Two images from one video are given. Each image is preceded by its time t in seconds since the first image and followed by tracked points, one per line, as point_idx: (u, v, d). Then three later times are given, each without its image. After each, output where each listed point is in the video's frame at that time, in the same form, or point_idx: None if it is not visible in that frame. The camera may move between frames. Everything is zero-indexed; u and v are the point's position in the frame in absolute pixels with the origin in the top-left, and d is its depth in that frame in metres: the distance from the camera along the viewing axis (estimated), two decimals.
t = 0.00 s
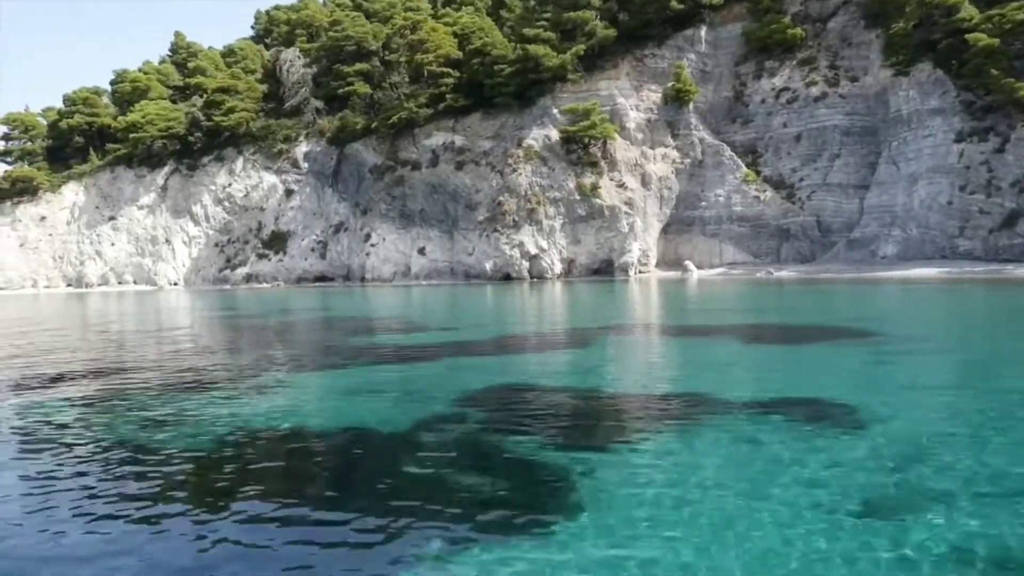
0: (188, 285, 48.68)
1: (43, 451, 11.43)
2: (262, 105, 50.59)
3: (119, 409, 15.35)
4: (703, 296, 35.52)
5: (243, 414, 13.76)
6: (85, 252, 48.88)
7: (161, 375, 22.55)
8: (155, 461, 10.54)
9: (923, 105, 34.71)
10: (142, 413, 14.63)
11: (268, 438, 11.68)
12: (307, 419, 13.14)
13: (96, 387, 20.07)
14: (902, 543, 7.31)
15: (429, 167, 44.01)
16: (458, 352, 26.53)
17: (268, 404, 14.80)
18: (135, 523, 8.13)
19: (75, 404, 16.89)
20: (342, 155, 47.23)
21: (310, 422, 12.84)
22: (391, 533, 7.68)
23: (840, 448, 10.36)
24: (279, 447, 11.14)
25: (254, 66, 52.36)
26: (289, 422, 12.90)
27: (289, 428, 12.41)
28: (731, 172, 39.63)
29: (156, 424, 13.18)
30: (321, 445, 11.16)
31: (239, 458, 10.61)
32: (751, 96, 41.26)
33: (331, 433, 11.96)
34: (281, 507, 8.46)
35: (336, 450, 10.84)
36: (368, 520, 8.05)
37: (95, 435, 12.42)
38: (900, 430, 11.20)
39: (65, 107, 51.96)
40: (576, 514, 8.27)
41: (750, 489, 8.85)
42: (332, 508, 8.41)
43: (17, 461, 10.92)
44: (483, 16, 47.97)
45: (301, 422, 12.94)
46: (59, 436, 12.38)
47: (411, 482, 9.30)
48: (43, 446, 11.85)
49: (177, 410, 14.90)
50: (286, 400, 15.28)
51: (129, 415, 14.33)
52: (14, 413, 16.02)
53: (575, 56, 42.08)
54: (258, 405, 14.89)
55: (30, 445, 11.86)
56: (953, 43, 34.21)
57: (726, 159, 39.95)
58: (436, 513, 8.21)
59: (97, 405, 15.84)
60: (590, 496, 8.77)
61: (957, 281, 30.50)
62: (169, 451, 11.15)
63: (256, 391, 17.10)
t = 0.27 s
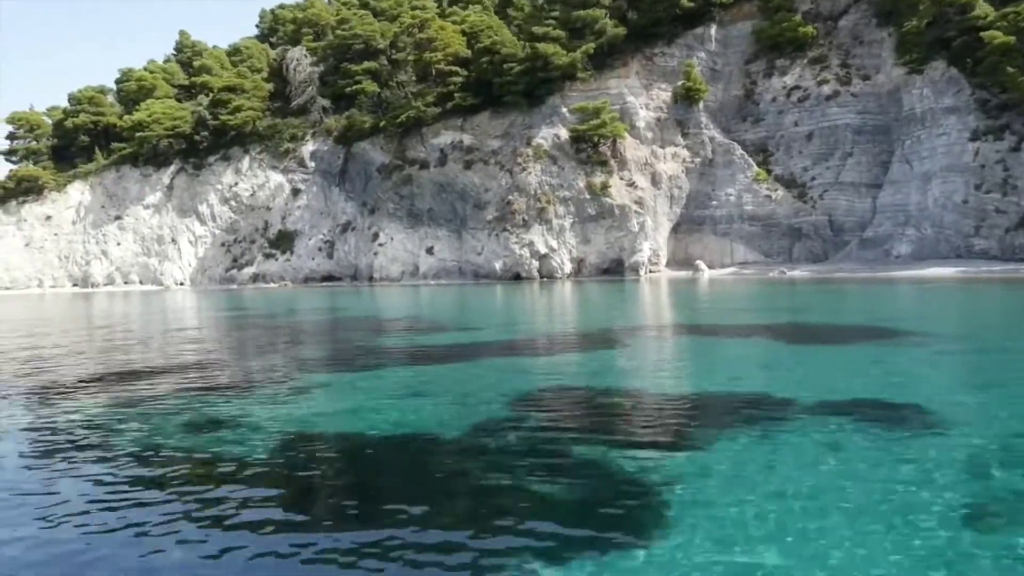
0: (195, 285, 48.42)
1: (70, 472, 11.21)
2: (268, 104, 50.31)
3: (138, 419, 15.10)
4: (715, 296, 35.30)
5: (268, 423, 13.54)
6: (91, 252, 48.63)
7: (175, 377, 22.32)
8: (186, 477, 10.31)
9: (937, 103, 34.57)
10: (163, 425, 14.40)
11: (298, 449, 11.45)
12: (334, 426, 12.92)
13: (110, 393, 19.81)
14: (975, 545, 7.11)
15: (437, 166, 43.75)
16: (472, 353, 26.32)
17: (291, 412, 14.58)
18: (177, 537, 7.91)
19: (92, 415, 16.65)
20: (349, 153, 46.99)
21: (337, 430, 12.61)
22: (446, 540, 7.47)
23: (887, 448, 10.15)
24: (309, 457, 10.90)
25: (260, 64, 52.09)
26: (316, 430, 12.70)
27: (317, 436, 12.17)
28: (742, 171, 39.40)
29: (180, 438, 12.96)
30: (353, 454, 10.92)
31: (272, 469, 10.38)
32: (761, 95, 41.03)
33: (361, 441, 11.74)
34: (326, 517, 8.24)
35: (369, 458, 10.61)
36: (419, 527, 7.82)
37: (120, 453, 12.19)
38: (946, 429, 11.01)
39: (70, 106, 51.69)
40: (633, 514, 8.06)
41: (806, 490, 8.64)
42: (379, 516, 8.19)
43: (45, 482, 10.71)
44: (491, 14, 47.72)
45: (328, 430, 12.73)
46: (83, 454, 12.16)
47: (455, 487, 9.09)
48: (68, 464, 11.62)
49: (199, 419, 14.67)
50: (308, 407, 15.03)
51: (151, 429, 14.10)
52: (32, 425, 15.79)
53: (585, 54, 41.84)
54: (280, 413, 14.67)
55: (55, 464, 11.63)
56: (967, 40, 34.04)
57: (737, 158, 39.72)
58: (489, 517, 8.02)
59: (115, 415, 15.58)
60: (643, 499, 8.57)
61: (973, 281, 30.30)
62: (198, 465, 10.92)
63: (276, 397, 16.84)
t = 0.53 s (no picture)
0: (203, 284, 48.17)
1: (99, 467, 10.93)
2: (276, 102, 50.01)
3: (161, 417, 14.83)
4: (729, 295, 35.04)
5: (298, 424, 13.27)
6: (98, 251, 48.37)
7: (192, 376, 22.03)
8: (222, 477, 10.04)
9: (954, 101, 34.36)
10: (187, 422, 14.12)
11: (334, 451, 11.18)
12: (366, 427, 12.66)
13: (127, 392, 19.53)
14: None
15: (447, 164, 43.45)
16: (490, 353, 26.04)
17: (318, 412, 14.31)
18: (226, 540, 7.63)
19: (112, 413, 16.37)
20: (357, 152, 46.71)
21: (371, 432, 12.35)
22: (509, 546, 7.22)
23: (942, 454, 9.93)
24: (348, 460, 10.64)
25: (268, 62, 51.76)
26: (349, 432, 12.42)
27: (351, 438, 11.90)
28: (755, 169, 39.11)
29: (208, 435, 12.68)
30: (392, 457, 10.65)
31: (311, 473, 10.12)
32: (774, 93, 40.74)
33: (398, 444, 11.48)
34: (379, 521, 7.98)
35: (411, 462, 10.34)
36: (478, 535, 7.56)
37: (148, 450, 11.91)
38: (999, 436, 10.76)
39: (77, 104, 51.42)
40: (697, 521, 7.81)
41: (871, 503, 8.40)
42: (434, 523, 7.93)
43: (75, 478, 10.42)
44: (501, 11, 47.42)
45: (361, 431, 12.46)
46: (110, 450, 11.87)
47: (507, 494, 8.83)
48: (96, 460, 11.34)
49: (224, 417, 14.39)
50: (335, 406, 14.76)
51: (176, 426, 13.82)
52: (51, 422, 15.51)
53: (597, 52, 41.56)
54: (307, 412, 14.39)
55: (83, 461, 11.34)
56: (984, 38, 33.77)
57: (750, 157, 39.45)
58: (550, 526, 7.77)
59: (137, 413, 15.30)
60: (703, 505, 8.32)
61: (990, 280, 30.05)
62: (232, 465, 10.65)
63: (299, 395, 16.57)
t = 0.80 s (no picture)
0: (210, 284, 47.86)
1: (131, 464, 10.62)
2: (283, 101, 49.72)
3: (186, 415, 14.52)
4: (743, 294, 34.78)
5: (329, 422, 12.96)
6: (104, 250, 48.05)
7: (208, 376, 21.73)
8: (262, 473, 9.74)
9: (971, 100, 34.19)
10: (214, 420, 13.82)
11: (373, 449, 10.89)
12: (401, 426, 12.36)
13: (144, 392, 19.22)
14: None
15: (456, 163, 43.17)
16: (507, 354, 25.75)
17: (345, 411, 14.00)
18: (279, 535, 7.32)
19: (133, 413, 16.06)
20: (366, 151, 46.45)
21: (406, 431, 12.06)
22: (573, 538, 6.94)
23: (998, 447, 9.65)
24: (389, 458, 10.34)
25: (275, 61, 51.49)
26: (384, 431, 12.13)
27: (387, 437, 11.60)
28: (769, 168, 38.83)
29: (239, 432, 12.37)
30: (435, 455, 10.36)
31: (353, 469, 9.82)
32: (787, 92, 40.46)
33: (437, 442, 11.18)
34: (430, 514, 7.73)
35: (454, 460, 10.05)
36: (543, 527, 7.26)
37: (179, 447, 11.60)
38: None
39: (83, 103, 51.10)
40: (762, 511, 7.54)
41: (944, 493, 8.11)
42: (494, 515, 7.63)
43: (107, 475, 10.11)
44: (510, 10, 47.16)
45: (396, 430, 12.16)
46: (140, 449, 11.56)
47: (563, 487, 8.53)
48: (126, 458, 11.03)
49: (251, 414, 14.09)
50: (363, 405, 14.45)
51: (202, 424, 13.51)
52: (72, 421, 15.20)
53: (608, 50, 41.27)
54: (335, 410, 14.09)
55: (114, 458, 11.03)
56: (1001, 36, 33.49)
57: (763, 155, 39.18)
58: (615, 517, 7.47)
59: (160, 412, 15.00)
60: (757, 494, 8.05)
61: (1008, 279, 29.84)
62: (269, 461, 10.35)
63: (323, 393, 16.27)
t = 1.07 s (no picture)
0: (217, 284, 47.57)
1: (161, 466, 10.32)
2: (291, 99, 49.43)
3: (209, 414, 14.23)
4: (757, 294, 34.48)
5: (359, 422, 12.69)
6: (110, 249, 47.74)
7: (225, 375, 21.43)
8: (301, 477, 9.43)
9: (988, 97, 33.94)
10: (240, 419, 13.52)
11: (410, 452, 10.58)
12: (434, 427, 12.06)
13: (162, 391, 18.92)
14: None
15: (466, 162, 42.88)
16: (524, 354, 25.46)
17: (373, 411, 13.71)
18: (332, 545, 7.00)
19: (154, 412, 15.76)
20: (374, 150, 46.16)
21: (441, 432, 11.75)
22: (636, 547, 6.68)
23: None
24: (429, 462, 10.03)
25: (282, 60, 51.19)
26: (417, 432, 11.82)
27: (423, 439, 11.30)
28: (782, 166, 38.53)
29: (268, 432, 12.07)
30: (476, 458, 10.06)
31: (394, 474, 9.52)
32: (800, 89, 40.18)
33: (475, 445, 10.88)
34: (482, 521, 7.46)
35: (498, 464, 9.74)
36: (610, 536, 6.95)
37: (208, 448, 11.30)
38: None
39: (89, 102, 50.81)
40: (827, 518, 7.27)
41: (1020, 498, 7.79)
42: (555, 522, 7.32)
43: (139, 476, 9.81)
44: (520, 7, 46.85)
45: (429, 431, 11.86)
46: (168, 450, 11.26)
47: (619, 492, 8.22)
48: (156, 459, 10.73)
49: (276, 414, 13.79)
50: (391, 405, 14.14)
51: (228, 423, 13.21)
52: (93, 420, 14.90)
53: (620, 48, 40.97)
54: (363, 410, 13.78)
55: (143, 459, 10.72)
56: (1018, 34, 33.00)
57: (776, 153, 38.87)
58: (684, 524, 7.16)
59: (183, 411, 14.70)
60: (819, 500, 7.79)
61: None
62: (305, 464, 10.05)
63: (347, 392, 15.97)
